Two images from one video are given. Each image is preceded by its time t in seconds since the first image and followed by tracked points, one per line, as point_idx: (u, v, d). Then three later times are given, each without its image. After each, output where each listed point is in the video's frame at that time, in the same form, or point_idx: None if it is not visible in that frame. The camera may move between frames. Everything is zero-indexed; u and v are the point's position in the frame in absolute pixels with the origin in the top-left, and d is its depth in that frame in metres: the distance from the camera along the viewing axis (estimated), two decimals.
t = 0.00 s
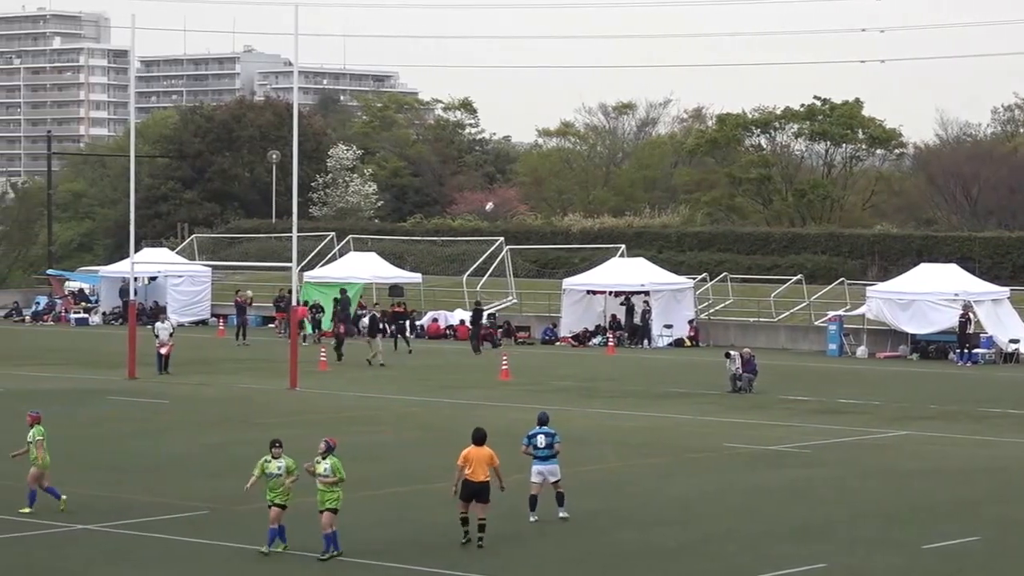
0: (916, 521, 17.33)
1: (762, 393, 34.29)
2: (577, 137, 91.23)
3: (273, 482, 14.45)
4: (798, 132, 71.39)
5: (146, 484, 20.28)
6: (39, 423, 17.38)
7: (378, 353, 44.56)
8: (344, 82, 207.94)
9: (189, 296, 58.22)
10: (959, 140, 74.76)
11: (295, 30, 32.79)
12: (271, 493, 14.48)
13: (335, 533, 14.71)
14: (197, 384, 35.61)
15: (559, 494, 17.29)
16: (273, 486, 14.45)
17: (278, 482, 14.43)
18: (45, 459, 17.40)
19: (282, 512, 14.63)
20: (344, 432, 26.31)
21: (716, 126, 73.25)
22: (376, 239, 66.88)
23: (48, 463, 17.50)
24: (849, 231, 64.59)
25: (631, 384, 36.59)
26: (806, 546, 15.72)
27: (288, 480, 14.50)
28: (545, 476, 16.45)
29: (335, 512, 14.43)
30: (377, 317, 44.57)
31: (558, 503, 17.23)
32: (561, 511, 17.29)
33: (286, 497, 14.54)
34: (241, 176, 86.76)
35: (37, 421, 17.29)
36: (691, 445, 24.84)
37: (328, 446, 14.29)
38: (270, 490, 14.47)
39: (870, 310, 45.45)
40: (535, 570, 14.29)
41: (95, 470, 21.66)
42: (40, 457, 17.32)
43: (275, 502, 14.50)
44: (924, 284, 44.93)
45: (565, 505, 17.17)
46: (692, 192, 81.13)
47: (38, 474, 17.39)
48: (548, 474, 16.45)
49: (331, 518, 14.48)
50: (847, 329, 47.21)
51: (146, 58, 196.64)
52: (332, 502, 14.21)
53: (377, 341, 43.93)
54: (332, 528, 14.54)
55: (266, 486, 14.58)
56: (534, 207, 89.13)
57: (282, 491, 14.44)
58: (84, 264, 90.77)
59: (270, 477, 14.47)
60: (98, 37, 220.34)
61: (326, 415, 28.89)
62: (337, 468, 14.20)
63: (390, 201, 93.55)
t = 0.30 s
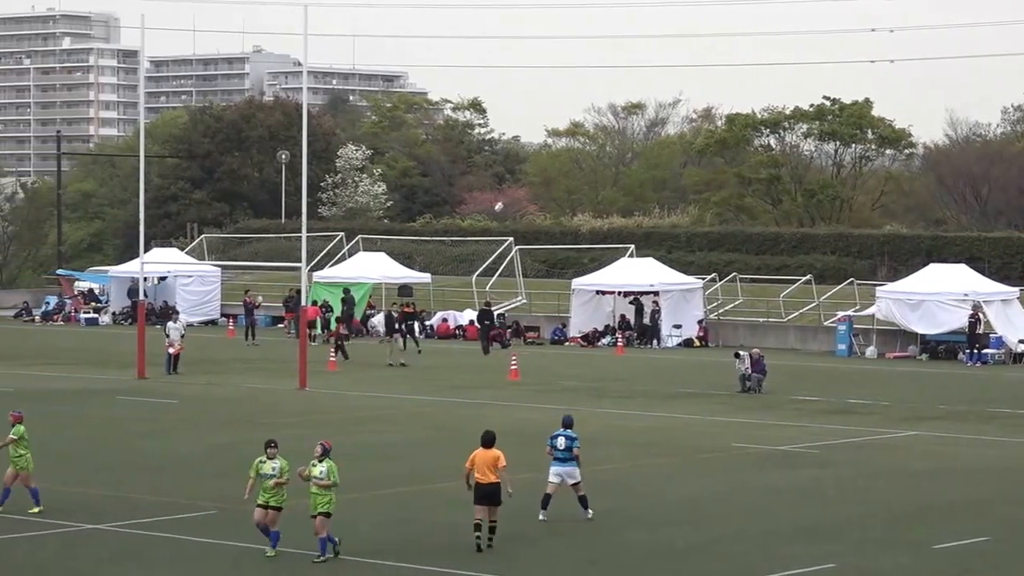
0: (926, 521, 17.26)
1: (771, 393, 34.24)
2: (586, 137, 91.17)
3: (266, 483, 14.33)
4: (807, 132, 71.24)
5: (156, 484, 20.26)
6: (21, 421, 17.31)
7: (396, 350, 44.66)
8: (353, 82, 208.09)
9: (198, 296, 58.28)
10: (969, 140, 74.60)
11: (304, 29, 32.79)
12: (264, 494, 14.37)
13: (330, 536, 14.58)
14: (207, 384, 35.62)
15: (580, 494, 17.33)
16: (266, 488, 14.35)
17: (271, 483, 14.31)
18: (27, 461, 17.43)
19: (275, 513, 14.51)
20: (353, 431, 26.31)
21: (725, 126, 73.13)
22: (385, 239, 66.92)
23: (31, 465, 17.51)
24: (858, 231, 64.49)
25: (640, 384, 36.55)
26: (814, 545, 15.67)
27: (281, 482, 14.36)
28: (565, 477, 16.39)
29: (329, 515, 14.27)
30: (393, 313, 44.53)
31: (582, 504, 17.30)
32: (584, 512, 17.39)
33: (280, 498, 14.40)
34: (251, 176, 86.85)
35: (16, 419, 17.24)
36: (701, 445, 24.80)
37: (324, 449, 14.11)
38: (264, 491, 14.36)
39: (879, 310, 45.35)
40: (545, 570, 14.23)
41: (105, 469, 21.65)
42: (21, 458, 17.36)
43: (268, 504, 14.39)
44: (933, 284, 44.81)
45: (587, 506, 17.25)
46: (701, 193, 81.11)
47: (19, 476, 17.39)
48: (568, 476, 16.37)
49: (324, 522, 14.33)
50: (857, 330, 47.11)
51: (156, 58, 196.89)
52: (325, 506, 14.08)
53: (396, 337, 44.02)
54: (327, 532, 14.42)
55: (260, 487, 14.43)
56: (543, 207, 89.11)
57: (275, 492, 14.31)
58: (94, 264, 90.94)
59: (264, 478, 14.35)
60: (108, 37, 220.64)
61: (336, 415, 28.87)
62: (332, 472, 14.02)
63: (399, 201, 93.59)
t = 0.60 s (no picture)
0: (932, 521, 17.23)
1: (778, 393, 34.19)
2: (592, 137, 91.10)
3: (256, 486, 14.22)
4: (814, 132, 71.12)
5: (162, 484, 20.24)
6: None
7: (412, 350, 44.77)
8: (360, 82, 208.13)
9: (205, 296, 58.32)
10: (976, 140, 74.48)
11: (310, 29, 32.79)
12: (254, 496, 14.27)
13: (326, 537, 14.46)
14: (213, 384, 35.60)
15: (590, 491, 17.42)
16: (255, 490, 14.25)
17: (260, 485, 14.20)
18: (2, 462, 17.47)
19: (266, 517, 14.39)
20: (359, 432, 26.29)
21: (732, 126, 73.03)
22: (392, 239, 66.92)
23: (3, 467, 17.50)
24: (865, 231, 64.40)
25: (647, 384, 36.50)
26: (819, 545, 15.64)
27: (271, 485, 14.26)
28: (585, 475, 16.46)
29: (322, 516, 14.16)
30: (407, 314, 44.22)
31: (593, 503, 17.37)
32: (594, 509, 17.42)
33: (271, 501, 14.31)
34: (257, 176, 86.88)
35: None
36: (706, 445, 24.75)
37: (316, 448, 14.05)
38: (254, 494, 14.27)
39: (886, 310, 45.29)
40: (550, 571, 14.21)
41: (110, 469, 21.63)
42: None
43: (258, 507, 14.29)
44: (940, 284, 44.75)
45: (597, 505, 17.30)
46: (708, 193, 81.10)
47: None
48: (588, 473, 16.46)
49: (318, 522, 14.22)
50: (863, 330, 47.05)
51: (163, 58, 196.97)
52: (318, 507, 13.99)
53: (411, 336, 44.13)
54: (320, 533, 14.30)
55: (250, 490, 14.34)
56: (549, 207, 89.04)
57: (265, 494, 14.21)
58: (100, 265, 91.00)
59: (253, 481, 14.24)
60: (114, 37, 220.79)
61: (342, 416, 28.85)
62: (323, 467, 13.97)
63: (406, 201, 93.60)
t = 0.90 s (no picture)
0: (935, 521, 17.24)
1: (781, 393, 34.21)
2: (595, 137, 91.13)
3: (246, 487, 14.18)
4: (816, 132, 71.10)
5: (165, 484, 20.26)
6: None
7: (423, 353, 44.53)
8: (363, 82, 208.25)
9: (208, 296, 58.47)
10: (978, 140, 74.49)
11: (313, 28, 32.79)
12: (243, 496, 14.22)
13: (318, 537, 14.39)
14: (217, 384, 35.65)
15: (589, 492, 17.49)
16: (245, 491, 14.19)
17: (250, 486, 14.15)
18: None
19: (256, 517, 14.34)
20: (362, 431, 26.31)
21: (735, 127, 73.04)
22: (395, 239, 66.97)
23: None
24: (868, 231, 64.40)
25: (650, 384, 36.52)
26: (822, 546, 15.67)
27: (261, 485, 14.21)
28: (590, 470, 16.57)
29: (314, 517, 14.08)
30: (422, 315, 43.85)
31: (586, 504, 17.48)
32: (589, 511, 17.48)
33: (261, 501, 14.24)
34: (260, 176, 86.96)
35: None
36: (708, 445, 24.76)
37: (308, 449, 13.96)
38: (243, 495, 14.21)
39: (888, 310, 45.26)
40: (553, 570, 14.25)
41: (112, 469, 21.65)
42: None
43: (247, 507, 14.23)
44: (942, 284, 44.76)
45: (598, 505, 17.43)
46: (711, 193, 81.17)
47: None
48: (593, 470, 16.59)
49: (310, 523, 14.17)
50: (866, 330, 47.06)
51: (166, 58, 197.14)
52: (309, 507, 13.91)
53: (422, 339, 43.91)
54: (313, 533, 14.23)
55: (241, 490, 14.30)
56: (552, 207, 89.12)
57: (255, 495, 14.15)
58: (104, 264, 91.06)
59: (243, 481, 14.21)
60: (118, 38, 220.95)
61: (344, 415, 28.89)
62: (316, 468, 13.89)
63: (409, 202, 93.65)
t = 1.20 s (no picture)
0: (935, 521, 17.25)
1: (782, 393, 34.22)
2: (597, 137, 91.09)
3: (233, 490, 14.04)
4: (818, 132, 71.08)
5: (166, 484, 20.28)
6: None
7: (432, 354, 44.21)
8: (365, 82, 208.33)
9: (210, 296, 58.52)
10: (980, 140, 74.50)
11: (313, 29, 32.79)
12: (230, 499, 14.07)
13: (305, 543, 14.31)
14: (219, 384, 35.69)
15: (590, 493, 17.52)
16: (232, 494, 14.05)
17: (238, 489, 14.02)
18: None
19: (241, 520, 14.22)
20: (364, 431, 26.32)
21: (736, 126, 73.04)
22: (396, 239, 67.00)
23: None
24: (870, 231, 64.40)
25: (651, 384, 36.54)
26: (822, 545, 15.68)
27: (248, 489, 14.10)
28: (592, 471, 16.59)
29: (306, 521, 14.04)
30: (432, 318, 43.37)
31: (587, 504, 17.51)
32: (590, 511, 17.50)
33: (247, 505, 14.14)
34: (262, 176, 87.05)
35: None
36: (709, 445, 24.77)
37: (302, 452, 13.93)
38: (231, 497, 14.07)
39: (891, 310, 45.22)
40: (554, 570, 14.27)
41: (114, 469, 21.66)
42: None
43: (233, 510, 14.10)
44: (944, 284, 44.77)
45: (599, 506, 17.47)
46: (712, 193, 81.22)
47: None
48: (594, 470, 16.60)
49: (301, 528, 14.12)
50: (867, 330, 47.06)
51: (168, 58, 197.23)
52: (303, 511, 13.86)
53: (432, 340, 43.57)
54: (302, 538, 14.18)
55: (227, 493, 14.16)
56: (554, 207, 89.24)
57: (243, 498, 14.03)
58: (106, 264, 91.13)
59: (231, 484, 14.07)
60: (120, 38, 221.18)
61: (345, 415, 28.91)
62: (310, 472, 13.86)
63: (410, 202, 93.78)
